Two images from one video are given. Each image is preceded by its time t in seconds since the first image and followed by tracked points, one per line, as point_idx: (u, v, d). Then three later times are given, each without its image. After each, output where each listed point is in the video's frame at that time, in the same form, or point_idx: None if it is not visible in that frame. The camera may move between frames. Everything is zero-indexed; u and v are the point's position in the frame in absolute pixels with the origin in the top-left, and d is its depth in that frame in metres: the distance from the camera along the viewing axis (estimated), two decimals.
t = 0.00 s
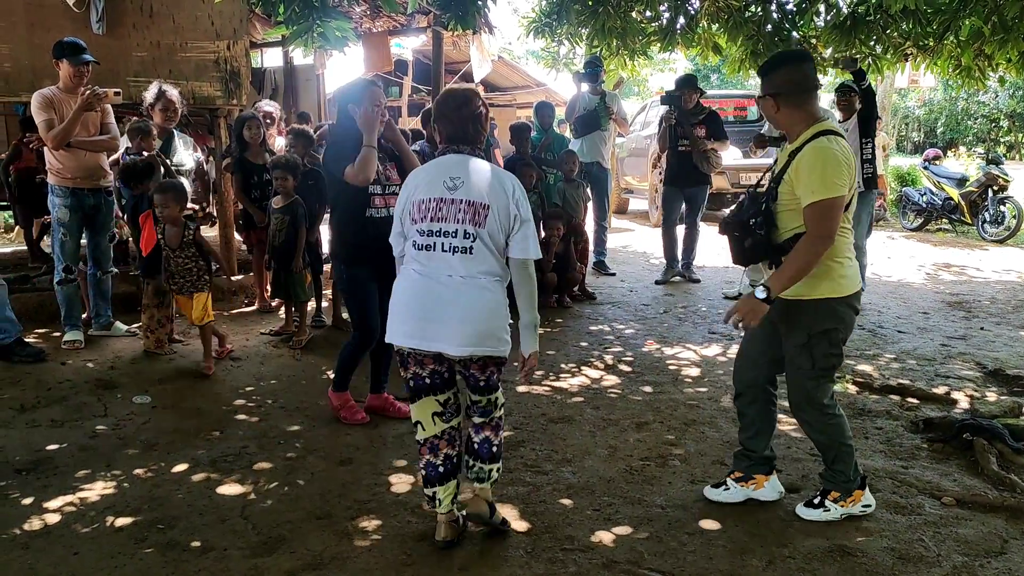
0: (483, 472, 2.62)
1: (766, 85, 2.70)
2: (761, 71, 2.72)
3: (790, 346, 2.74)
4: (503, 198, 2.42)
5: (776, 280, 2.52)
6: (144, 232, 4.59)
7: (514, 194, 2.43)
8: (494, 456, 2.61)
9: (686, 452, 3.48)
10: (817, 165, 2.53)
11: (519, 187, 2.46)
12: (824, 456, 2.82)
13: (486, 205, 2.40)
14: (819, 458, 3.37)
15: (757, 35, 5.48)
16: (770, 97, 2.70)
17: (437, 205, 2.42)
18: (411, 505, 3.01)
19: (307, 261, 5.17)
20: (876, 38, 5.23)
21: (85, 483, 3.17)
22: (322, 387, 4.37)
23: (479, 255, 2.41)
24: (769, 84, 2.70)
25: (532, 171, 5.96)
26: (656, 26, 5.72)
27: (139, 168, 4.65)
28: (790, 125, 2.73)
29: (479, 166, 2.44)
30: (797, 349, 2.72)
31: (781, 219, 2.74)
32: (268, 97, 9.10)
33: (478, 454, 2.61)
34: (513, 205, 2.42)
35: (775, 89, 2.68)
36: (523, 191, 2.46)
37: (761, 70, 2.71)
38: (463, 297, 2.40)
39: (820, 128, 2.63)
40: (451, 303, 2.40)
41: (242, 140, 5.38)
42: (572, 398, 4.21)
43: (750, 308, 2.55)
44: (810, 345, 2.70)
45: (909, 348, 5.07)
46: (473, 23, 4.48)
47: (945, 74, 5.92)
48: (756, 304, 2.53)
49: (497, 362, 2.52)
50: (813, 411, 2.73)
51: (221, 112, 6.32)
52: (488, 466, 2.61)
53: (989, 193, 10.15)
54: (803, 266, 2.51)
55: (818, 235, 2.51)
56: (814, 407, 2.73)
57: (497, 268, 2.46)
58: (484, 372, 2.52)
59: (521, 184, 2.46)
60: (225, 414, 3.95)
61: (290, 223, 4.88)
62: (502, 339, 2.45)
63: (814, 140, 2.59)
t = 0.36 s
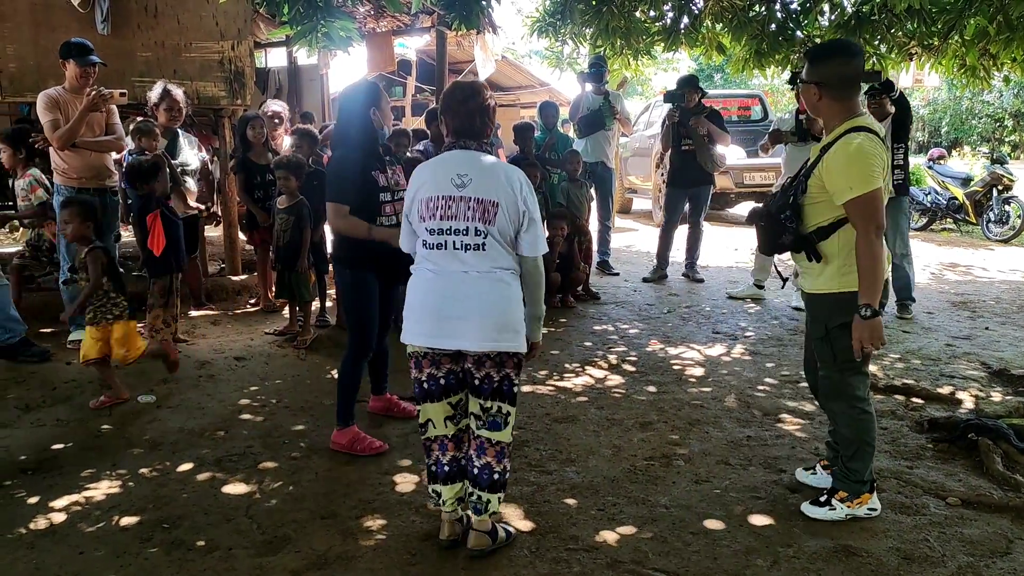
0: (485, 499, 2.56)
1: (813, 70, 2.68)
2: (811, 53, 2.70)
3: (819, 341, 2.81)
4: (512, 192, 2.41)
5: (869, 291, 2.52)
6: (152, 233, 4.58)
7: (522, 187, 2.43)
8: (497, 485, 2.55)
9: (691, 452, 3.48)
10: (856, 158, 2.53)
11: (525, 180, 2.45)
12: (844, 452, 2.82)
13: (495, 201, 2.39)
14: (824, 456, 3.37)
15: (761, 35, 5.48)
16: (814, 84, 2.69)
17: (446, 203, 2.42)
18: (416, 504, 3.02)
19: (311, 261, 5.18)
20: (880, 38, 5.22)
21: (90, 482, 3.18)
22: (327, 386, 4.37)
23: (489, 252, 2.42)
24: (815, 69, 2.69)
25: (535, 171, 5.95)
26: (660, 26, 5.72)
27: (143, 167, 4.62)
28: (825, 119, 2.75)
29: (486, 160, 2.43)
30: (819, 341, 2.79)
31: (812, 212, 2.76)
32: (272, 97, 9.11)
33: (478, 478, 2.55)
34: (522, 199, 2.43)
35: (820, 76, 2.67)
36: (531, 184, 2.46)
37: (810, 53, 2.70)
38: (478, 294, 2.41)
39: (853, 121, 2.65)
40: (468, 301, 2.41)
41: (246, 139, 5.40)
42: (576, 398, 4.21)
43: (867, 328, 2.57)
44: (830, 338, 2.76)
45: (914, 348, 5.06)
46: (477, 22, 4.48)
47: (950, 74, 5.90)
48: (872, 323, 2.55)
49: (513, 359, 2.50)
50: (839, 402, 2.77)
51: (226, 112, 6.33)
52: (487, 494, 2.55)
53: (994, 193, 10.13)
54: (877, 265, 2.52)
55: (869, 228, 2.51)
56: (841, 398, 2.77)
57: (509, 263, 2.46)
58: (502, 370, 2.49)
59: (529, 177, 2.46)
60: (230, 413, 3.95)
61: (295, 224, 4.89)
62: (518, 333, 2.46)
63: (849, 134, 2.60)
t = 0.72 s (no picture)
0: (494, 500, 2.55)
1: (826, 75, 2.66)
2: (816, 58, 2.68)
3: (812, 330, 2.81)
4: (512, 188, 2.41)
5: (807, 276, 2.56)
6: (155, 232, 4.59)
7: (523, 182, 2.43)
8: (506, 485, 2.54)
9: (694, 451, 3.48)
10: (870, 162, 2.54)
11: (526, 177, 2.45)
12: (845, 446, 2.81)
13: (496, 199, 2.39)
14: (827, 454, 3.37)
15: (764, 33, 5.47)
16: (838, 88, 2.67)
17: (446, 205, 2.42)
18: (419, 503, 3.02)
19: (314, 260, 5.19)
20: (884, 36, 5.20)
21: (94, 481, 3.19)
22: (329, 385, 4.38)
23: (492, 252, 2.42)
24: (829, 74, 2.66)
25: (538, 170, 5.95)
26: (663, 25, 5.71)
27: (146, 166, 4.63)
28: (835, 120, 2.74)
29: (484, 160, 2.44)
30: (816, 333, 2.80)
31: (811, 211, 2.78)
32: (274, 96, 9.12)
33: (488, 477, 2.54)
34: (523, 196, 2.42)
35: (840, 80, 2.66)
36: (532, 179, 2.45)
37: (816, 58, 2.68)
38: (482, 294, 2.40)
39: (857, 126, 2.64)
40: (471, 301, 2.40)
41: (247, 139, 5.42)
42: (579, 398, 4.21)
43: (790, 311, 2.61)
44: (827, 329, 2.76)
45: (917, 347, 5.06)
46: (480, 21, 4.47)
47: (954, 73, 5.89)
48: (796, 307, 2.59)
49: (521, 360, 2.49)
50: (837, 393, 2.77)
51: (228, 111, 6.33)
52: (497, 494, 2.54)
53: (997, 192, 10.11)
54: (835, 259, 2.54)
55: (842, 232, 2.54)
56: (839, 391, 2.76)
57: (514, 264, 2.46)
58: (508, 372, 2.49)
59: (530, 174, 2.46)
60: (233, 413, 3.96)
61: (297, 222, 4.90)
62: (523, 333, 2.44)
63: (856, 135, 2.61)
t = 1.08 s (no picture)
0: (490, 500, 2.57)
1: (819, 67, 2.79)
2: (808, 51, 2.80)
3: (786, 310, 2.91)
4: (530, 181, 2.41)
5: (814, 262, 2.67)
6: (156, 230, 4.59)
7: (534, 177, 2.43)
8: (500, 486, 2.55)
9: (696, 450, 3.48)
10: (852, 144, 2.64)
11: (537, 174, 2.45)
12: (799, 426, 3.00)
13: (510, 193, 2.38)
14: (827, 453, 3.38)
15: (766, 32, 5.47)
16: (829, 79, 2.80)
17: (461, 193, 2.38)
18: (420, 501, 3.02)
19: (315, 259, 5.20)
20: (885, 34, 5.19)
21: (95, 479, 3.19)
22: (330, 384, 4.38)
23: (498, 243, 2.41)
24: (820, 66, 2.79)
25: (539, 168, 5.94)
26: (664, 24, 5.70)
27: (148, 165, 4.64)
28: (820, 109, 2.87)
29: (503, 153, 2.40)
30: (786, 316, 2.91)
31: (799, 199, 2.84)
32: (275, 95, 9.11)
33: (483, 481, 2.55)
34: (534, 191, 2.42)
35: (831, 71, 2.78)
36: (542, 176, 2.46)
37: (809, 52, 2.81)
38: (478, 279, 2.39)
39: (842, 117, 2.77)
40: (471, 289, 2.39)
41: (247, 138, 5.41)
42: (580, 396, 4.20)
43: (795, 295, 2.73)
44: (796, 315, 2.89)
45: (919, 346, 5.05)
46: (481, 19, 4.46)
47: (956, 71, 5.87)
48: (801, 291, 2.71)
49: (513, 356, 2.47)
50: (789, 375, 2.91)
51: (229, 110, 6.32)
52: (494, 494, 2.56)
53: (999, 190, 10.10)
54: (831, 244, 2.66)
55: (837, 216, 2.65)
56: (793, 374, 2.91)
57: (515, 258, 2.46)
58: (500, 369, 2.47)
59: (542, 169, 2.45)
60: (234, 411, 3.96)
61: (298, 222, 4.90)
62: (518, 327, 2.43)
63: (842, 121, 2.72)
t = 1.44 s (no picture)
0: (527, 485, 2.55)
1: (783, 68, 2.82)
2: (772, 53, 2.84)
3: (767, 312, 2.90)
4: (516, 183, 2.35)
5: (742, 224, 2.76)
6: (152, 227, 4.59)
7: (532, 173, 2.35)
8: (532, 469, 2.54)
9: (693, 448, 3.48)
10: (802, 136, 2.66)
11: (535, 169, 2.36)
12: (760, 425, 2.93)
13: (493, 198, 2.35)
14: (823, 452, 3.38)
15: (764, 31, 5.47)
16: (792, 80, 2.82)
17: (445, 198, 2.41)
18: (418, 500, 3.02)
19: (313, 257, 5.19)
20: (883, 33, 5.19)
21: (92, 477, 3.18)
22: (328, 382, 4.37)
23: (492, 247, 2.40)
24: (785, 67, 2.82)
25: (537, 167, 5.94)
26: (662, 22, 5.70)
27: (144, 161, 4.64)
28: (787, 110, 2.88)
29: (487, 155, 2.38)
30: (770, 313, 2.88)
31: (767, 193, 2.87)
32: (273, 93, 9.10)
33: (513, 467, 2.54)
34: (530, 190, 2.35)
35: (795, 72, 2.81)
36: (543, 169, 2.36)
37: (773, 53, 2.84)
38: (486, 289, 2.38)
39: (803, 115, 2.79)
40: (479, 296, 2.38)
41: (246, 135, 5.39)
42: (578, 395, 4.20)
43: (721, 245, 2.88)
44: (778, 311, 2.85)
45: (916, 345, 5.06)
46: (478, 17, 4.46)
47: (954, 70, 5.88)
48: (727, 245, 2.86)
49: (525, 354, 2.46)
50: (760, 373, 2.88)
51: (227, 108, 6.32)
52: (526, 479, 2.54)
53: (996, 190, 10.11)
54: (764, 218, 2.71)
55: (777, 195, 2.67)
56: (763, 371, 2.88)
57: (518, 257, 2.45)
58: (513, 365, 2.46)
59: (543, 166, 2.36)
60: (232, 409, 3.96)
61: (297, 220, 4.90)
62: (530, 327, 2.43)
63: (802, 119, 2.75)
